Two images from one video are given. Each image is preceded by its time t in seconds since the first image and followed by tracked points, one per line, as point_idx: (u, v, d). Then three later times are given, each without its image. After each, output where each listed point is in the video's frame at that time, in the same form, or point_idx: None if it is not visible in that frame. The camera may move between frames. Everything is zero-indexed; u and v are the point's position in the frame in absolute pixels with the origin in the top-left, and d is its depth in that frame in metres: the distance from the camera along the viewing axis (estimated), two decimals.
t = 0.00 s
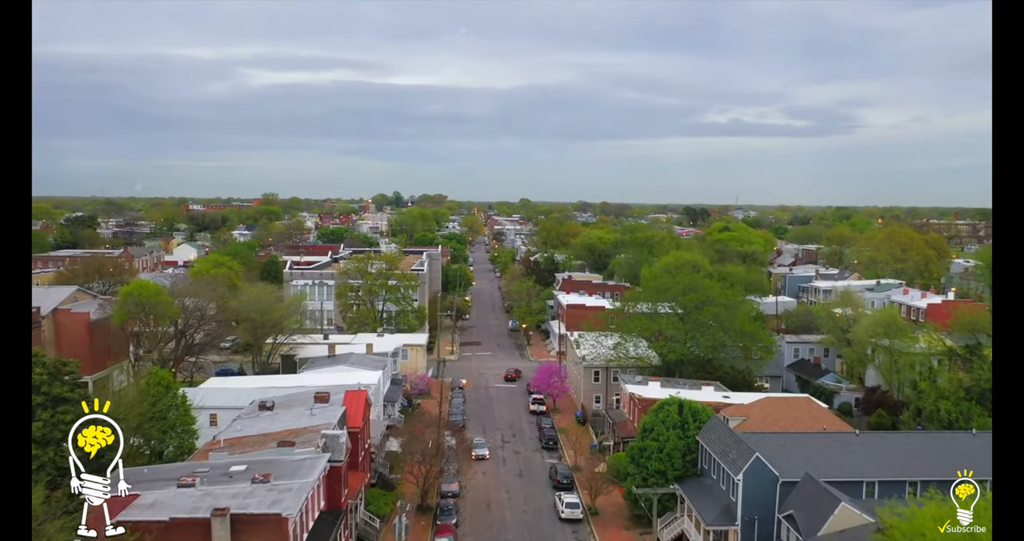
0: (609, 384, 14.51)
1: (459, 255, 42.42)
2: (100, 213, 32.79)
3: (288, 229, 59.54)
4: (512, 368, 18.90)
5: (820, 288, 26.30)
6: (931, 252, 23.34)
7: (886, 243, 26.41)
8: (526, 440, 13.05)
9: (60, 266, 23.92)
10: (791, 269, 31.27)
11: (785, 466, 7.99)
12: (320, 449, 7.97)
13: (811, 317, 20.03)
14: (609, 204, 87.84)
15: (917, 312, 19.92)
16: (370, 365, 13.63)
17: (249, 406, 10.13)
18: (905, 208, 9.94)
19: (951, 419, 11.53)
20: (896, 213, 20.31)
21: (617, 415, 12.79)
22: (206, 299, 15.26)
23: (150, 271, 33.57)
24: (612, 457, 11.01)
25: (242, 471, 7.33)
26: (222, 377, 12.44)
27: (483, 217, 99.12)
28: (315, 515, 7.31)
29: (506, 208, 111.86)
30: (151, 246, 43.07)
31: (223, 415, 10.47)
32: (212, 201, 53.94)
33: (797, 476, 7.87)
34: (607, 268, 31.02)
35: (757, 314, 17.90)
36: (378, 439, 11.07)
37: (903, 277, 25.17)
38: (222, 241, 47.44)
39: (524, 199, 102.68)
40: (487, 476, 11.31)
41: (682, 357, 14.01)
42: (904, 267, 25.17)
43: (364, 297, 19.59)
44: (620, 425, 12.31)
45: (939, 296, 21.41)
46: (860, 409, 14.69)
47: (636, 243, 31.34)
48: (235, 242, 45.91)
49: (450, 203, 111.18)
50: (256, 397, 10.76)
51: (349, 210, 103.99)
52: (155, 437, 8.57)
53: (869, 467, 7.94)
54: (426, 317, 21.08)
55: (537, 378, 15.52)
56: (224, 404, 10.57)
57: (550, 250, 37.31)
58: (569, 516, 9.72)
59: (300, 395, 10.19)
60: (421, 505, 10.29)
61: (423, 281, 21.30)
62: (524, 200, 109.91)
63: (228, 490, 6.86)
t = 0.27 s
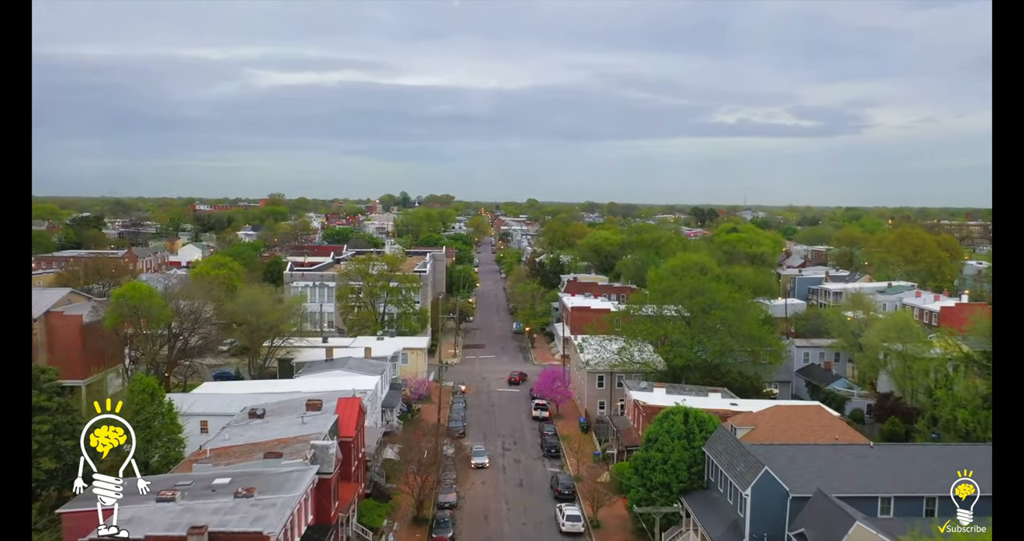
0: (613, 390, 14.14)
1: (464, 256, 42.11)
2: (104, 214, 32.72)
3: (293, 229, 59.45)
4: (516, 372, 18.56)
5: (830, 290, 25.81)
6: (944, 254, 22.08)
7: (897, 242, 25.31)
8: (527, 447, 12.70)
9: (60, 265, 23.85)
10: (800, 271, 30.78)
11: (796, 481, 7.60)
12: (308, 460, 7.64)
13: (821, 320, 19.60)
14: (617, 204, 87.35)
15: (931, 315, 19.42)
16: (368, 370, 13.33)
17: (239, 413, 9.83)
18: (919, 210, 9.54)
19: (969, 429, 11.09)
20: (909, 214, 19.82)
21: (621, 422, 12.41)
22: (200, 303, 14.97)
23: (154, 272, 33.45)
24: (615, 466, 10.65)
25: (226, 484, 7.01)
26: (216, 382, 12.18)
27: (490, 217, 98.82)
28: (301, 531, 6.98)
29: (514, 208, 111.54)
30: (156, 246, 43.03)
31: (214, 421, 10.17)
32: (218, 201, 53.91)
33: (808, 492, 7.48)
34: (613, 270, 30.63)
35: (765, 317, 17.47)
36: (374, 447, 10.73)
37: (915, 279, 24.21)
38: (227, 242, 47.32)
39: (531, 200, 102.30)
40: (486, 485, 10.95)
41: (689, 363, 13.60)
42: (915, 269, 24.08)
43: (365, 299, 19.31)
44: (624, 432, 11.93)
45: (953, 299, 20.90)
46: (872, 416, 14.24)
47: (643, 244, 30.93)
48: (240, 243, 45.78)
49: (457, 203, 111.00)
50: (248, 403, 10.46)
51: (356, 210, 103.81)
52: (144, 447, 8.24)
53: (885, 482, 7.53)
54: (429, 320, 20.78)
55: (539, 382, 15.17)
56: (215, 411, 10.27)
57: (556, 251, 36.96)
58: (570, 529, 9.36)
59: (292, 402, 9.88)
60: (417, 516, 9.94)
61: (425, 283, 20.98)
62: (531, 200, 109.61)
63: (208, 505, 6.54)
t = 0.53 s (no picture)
0: (617, 394, 13.85)
1: (469, 256, 41.85)
2: (108, 214, 32.67)
3: (298, 229, 59.36)
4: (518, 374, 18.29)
5: (838, 292, 25.44)
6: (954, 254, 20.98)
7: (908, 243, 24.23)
8: (528, 453, 12.41)
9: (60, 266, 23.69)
10: (808, 272, 30.40)
11: (805, 493, 7.30)
12: (298, 470, 7.38)
13: (829, 323, 19.27)
14: (623, 204, 86.97)
15: (942, 318, 19.05)
16: (366, 374, 13.08)
17: (232, 419, 9.59)
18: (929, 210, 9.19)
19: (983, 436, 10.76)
20: (919, 216, 19.45)
21: (624, 427, 12.12)
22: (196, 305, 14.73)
23: (157, 272, 33.34)
24: (618, 474, 10.35)
25: (211, 495, 6.74)
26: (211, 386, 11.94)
27: (496, 217, 98.51)
28: None
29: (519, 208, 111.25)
30: (160, 247, 42.97)
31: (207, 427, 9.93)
32: (223, 201, 53.85)
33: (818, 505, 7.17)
34: (618, 271, 30.31)
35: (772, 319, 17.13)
36: (371, 453, 10.47)
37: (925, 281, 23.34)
38: (231, 242, 47.20)
39: (537, 200, 101.99)
40: (485, 492, 10.67)
41: (694, 367, 13.28)
42: (927, 271, 23.13)
43: (366, 300, 19.09)
44: (628, 438, 11.63)
45: (964, 301, 20.50)
46: (883, 422, 13.82)
47: (649, 245, 30.62)
48: (244, 243, 45.64)
49: (463, 203, 110.81)
50: (242, 408, 10.22)
51: (363, 210, 103.72)
52: (131, 454, 7.91)
53: (898, 493, 7.20)
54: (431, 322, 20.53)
55: (542, 386, 14.89)
56: (208, 416, 10.04)
57: (561, 252, 36.67)
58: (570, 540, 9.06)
59: (286, 408, 9.62)
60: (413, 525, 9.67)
61: (428, 285, 20.73)
62: (537, 200, 109.33)
63: (191, 517, 6.27)
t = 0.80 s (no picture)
0: (622, 400, 13.43)
1: (475, 257, 41.51)
2: (114, 215, 32.56)
3: (305, 230, 59.26)
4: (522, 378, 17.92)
5: (849, 294, 24.96)
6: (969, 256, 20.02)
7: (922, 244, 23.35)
8: (530, 461, 12.04)
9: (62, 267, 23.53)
10: (818, 274, 29.92)
11: (819, 511, 6.90)
12: (284, 483, 7.04)
13: (841, 326, 18.83)
14: (632, 204, 86.46)
15: (957, 321, 18.54)
16: (364, 379, 12.75)
17: (221, 427, 9.27)
18: (947, 210, 8.74)
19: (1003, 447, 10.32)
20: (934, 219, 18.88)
21: (629, 435, 11.75)
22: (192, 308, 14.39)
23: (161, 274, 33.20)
24: (621, 485, 9.97)
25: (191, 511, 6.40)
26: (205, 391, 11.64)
27: (503, 218, 98.15)
28: None
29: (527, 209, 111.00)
30: (166, 247, 42.87)
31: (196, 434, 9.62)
32: (230, 201, 53.83)
33: (833, 524, 6.77)
34: (625, 272, 29.93)
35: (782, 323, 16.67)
36: (365, 462, 10.12)
37: (940, 282, 22.51)
38: (237, 242, 47.12)
39: (545, 200, 101.58)
40: (484, 503, 10.32)
41: (702, 373, 12.82)
42: (941, 272, 22.27)
43: (367, 302, 18.77)
44: (633, 447, 11.24)
45: (981, 303, 19.97)
46: (896, 429, 13.36)
47: (656, 246, 30.22)
48: (250, 243, 45.47)
49: (471, 203, 110.73)
50: (232, 415, 9.90)
51: (370, 210, 103.64)
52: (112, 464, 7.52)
53: (919, 511, 6.78)
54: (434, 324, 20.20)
55: (545, 391, 14.51)
56: (198, 423, 9.73)
57: (568, 253, 36.32)
58: None
59: (277, 416, 9.29)
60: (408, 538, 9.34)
61: (430, 287, 20.39)
62: (545, 201, 109.19)
63: (169, 535, 5.92)
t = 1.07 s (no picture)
0: (625, 405, 13.11)
1: (480, 257, 41.23)
2: (118, 215, 32.49)
3: (310, 230, 59.16)
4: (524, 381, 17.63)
5: (859, 296, 24.55)
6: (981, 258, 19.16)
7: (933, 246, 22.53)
8: (530, 468, 11.76)
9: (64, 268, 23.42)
10: (827, 275, 29.50)
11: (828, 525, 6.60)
12: (272, 494, 6.79)
13: (851, 329, 18.46)
14: (638, 205, 85.98)
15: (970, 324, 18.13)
16: (361, 383, 12.49)
17: (212, 433, 9.02)
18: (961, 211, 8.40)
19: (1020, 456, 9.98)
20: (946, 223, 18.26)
21: (632, 442, 11.45)
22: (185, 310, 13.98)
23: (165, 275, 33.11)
24: (624, 493, 9.67)
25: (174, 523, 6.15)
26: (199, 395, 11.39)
27: (509, 218, 97.85)
28: None
29: (534, 210, 110.72)
30: (171, 247, 42.78)
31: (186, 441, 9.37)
32: (236, 201, 53.78)
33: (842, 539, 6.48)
34: (631, 273, 29.59)
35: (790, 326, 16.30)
36: (361, 470, 9.86)
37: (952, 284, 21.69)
38: (242, 242, 47.04)
39: (551, 200, 101.20)
40: (483, 511, 10.04)
41: (708, 378, 12.49)
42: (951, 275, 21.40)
43: (368, 304, 18.51)
44: (637, 454, 10.94)
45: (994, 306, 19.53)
46: (908, 436, 13.05)
47: (663, 247, 29.87)
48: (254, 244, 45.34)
49: (477, 203, 110.52)
50: (224, 421, 9.66)
51: (376, 211, 103.62)
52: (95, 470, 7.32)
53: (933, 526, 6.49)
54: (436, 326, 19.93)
55: (547, 395, 14.21)
56: (189, 429, 9.49)
57: (573, 253, 36.00)
58: None
59: (269, 423, 9.04)
60: None
61: (432, 288, 20.12)
62: (552, 202, 108.90)
63: None
